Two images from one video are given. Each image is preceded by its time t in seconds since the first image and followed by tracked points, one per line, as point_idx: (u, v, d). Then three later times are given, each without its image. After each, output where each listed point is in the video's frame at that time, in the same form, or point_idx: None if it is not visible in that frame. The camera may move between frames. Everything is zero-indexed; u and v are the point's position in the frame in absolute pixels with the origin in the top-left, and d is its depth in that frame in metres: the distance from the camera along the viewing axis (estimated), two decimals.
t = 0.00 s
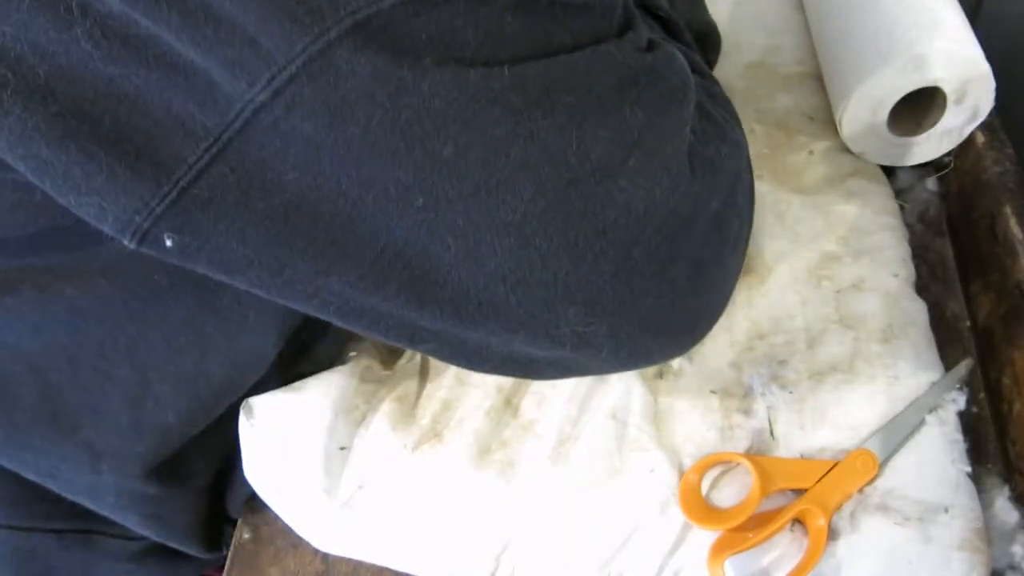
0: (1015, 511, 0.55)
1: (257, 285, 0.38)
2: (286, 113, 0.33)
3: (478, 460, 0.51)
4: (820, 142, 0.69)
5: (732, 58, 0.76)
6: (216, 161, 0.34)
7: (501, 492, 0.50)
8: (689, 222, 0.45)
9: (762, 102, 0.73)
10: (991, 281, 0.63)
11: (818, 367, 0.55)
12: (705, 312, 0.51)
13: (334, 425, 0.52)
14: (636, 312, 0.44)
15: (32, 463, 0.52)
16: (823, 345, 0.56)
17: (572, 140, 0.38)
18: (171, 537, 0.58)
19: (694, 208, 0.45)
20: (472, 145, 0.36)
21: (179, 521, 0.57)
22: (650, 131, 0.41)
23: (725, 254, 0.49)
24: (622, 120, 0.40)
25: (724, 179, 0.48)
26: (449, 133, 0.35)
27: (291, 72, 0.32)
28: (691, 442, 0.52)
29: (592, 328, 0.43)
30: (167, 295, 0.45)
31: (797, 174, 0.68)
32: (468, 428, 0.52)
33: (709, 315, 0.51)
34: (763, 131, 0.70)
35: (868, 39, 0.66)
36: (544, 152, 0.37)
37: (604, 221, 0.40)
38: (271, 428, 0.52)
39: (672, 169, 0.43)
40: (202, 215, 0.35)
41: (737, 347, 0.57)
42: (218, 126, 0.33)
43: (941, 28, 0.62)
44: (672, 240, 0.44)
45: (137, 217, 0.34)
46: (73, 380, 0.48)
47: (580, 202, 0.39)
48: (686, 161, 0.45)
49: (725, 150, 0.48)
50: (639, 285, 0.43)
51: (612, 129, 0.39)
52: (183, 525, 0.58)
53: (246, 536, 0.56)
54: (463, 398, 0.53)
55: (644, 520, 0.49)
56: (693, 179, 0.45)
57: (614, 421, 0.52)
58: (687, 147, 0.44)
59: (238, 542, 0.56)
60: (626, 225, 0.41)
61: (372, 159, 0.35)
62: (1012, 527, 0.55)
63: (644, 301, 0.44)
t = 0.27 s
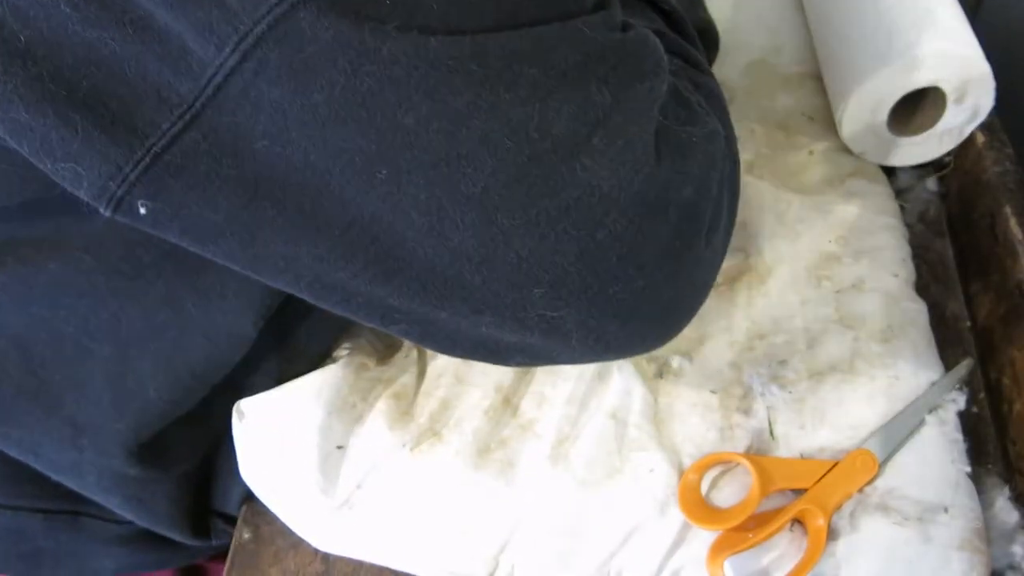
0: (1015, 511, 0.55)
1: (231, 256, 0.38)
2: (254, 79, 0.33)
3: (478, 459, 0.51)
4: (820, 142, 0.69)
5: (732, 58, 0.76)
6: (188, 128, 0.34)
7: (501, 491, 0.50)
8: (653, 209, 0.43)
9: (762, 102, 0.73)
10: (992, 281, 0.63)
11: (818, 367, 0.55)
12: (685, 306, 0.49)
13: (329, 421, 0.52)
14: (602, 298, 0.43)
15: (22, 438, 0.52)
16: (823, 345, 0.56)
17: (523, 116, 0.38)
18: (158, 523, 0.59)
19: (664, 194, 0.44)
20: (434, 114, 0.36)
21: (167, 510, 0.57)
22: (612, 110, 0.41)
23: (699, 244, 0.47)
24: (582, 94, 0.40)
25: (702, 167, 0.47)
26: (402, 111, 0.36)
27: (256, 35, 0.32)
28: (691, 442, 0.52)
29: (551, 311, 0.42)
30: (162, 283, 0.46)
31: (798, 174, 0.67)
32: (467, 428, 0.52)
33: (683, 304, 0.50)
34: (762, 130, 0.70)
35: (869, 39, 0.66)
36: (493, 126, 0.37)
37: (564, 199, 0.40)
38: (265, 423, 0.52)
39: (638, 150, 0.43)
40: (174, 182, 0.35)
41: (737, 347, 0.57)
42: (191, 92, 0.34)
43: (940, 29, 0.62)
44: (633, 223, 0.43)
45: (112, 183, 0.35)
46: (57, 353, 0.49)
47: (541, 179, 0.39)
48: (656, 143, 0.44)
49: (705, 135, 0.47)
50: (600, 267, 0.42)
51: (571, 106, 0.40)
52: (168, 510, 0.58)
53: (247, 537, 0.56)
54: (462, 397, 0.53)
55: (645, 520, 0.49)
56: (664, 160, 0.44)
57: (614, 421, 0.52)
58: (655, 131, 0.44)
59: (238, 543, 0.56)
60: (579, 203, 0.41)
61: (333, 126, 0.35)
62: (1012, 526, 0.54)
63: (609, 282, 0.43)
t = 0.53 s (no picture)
0: (1015, 511, 0.55)
1: (181, 252, 0.37)
2: (178, 73, 0.33)
3: (478, 460, 0.51)
4: (820, 142, 0.69)
5: (732, 58, 0.76)
6: (132, 120, 0.35)
7: (501, 491, 0.50)
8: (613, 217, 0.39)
9: (762, 102, 0.73)
10: (991, 281, 0.63)
11: (817, 367, 0.55)
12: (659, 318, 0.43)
13: (325, 422, 0.52)
14: (553, 322, 0.38)
15: (14, 420, 0.53)
16: (823, 345, 0.56)
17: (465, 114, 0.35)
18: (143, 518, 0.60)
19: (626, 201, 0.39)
20: (365, 109, 0.33)
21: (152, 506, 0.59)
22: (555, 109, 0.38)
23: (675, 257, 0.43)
24: (533, 96, 0.37)
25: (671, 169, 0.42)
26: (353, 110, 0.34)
27: (174, 31, 0.33)
28: (691, 442, 0.52)
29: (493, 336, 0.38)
30: (140, 281, 0.48)
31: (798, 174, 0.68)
32: (466, 428, 0.52)
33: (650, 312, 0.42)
34: (762, 130, 0.70)
35: (869, 39, 0.66)
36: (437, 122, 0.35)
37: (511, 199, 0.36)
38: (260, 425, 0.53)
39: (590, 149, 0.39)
40: (126, 173, 0.36)
41: (737, 346, 0.57)
42: (135, 85, 0.34)
43: (940, 28, 0.62)
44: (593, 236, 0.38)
45: (66, 175, 0.36)
46: (42, 348, 0.51)
47: (453, 197, 0.35)
48: (624, 144, 0.40)
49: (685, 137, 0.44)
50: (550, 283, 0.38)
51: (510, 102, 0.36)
52: (153, 507, 0.59)
53: (247, 537, 0.56)
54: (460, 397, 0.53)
55: (645, 519, 0.49)
56: (607, 177, 0.39)
57: (614, 421, 0.52)
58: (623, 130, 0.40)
59: (238, 542, 0.56)
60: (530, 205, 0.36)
61: (247, 130, 0.33)
62: (1012, 526, 0.54)
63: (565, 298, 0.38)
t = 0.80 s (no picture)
0: (1015, 511, 0.55)
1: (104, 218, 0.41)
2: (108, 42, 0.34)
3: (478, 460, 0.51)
4: (821, 142, 0.69)
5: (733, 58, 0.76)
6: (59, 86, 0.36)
7: (502, 492, 0.50)
8: (443, 287, 0.27)
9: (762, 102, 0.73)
10: (991, 282, 0.63)
11: (817, 367, 0.55)
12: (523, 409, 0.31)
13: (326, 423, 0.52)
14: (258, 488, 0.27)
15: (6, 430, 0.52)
16: (823, 345, 0.56)
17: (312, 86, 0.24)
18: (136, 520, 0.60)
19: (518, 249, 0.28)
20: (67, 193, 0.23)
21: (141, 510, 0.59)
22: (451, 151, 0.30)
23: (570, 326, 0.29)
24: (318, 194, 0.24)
25: (549, 216, 0.28)
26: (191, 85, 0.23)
27: None
28: (691, 442, 0.52)
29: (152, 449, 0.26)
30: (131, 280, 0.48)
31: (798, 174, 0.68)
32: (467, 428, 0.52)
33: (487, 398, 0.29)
34: (763, 130, 0.70)
35: (869, 39, 0.66)
36: (234, 103, 0.23)
37: (296, 199, 0.24)
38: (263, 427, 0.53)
39: (484, 178, 0.29)
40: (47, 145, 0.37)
41: (737, 346, 0.56)
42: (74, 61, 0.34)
43: (940, 28, 0.62)
44: (449, 292, 0.27)
45: None
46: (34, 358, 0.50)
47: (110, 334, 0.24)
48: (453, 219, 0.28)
49: (602, 152, 0.29)
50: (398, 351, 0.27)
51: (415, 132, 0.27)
52: (146, 508, 0.59)
53: (246, 536, 0.55)
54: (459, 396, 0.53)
55: (645, 520, 0.49)
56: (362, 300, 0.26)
57: (614, 421, 0.52)
58: (529, 159, 0.29)
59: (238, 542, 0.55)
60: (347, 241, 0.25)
61: None
62: (1012, 526, 0.54)
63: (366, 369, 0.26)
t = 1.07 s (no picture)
0: (1015, 511, 0.55)
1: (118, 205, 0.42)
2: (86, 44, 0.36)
3: (478, 459, 0.51)
4: (821, 142, 0.69)
5: (734, 58, 0.76)
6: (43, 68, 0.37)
7: (502, 492, 0.50)
8: (196, 372, 0.32)
9: (763, 102, 0.73)
10: (992, 282, 0.63)
11: (817, 367, 0.55)
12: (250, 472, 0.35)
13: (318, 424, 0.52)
14: None
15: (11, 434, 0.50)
16: (823, 345, 0.56)
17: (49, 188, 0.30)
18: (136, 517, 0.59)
19: (220, 364, 0.33)
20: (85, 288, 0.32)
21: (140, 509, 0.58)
22: (291, 245, 0.35)
23: (246, 430, 0.33)
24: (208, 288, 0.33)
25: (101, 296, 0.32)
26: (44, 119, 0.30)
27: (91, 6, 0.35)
28: (691, 442, 0.52)
29: (38, 477, 0.32)
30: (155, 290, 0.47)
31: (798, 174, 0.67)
32: (466, 428, 0.52)
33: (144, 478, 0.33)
34: (764, 130, 0.70)
35: (869, 39, 0.66)
36: (86, 186, 0.31)
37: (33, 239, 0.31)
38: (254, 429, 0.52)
39: (208, 279, 0.33)
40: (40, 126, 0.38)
41: (737, 347, 0.57)
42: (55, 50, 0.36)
43: (940, 27, 0.62)
44: (201, 374, 0.33)
45: None
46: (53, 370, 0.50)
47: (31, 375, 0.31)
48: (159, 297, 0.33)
49: (346, 302, 0.34)
50: (78, 416, 0.32)
51: (156, 211, 0.35)
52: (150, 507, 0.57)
53: (246, 536, 0.55)
54: (457, 397, 0.53)
55: (644, 521, 0.49)
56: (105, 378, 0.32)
57: (614, 422, 0.52)
58: (325, 284, 0.34)
59: (238, 542, 0.56)
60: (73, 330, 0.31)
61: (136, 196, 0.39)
62: (1012, 526, 0.54)
63: (133, 415, 0.32)
